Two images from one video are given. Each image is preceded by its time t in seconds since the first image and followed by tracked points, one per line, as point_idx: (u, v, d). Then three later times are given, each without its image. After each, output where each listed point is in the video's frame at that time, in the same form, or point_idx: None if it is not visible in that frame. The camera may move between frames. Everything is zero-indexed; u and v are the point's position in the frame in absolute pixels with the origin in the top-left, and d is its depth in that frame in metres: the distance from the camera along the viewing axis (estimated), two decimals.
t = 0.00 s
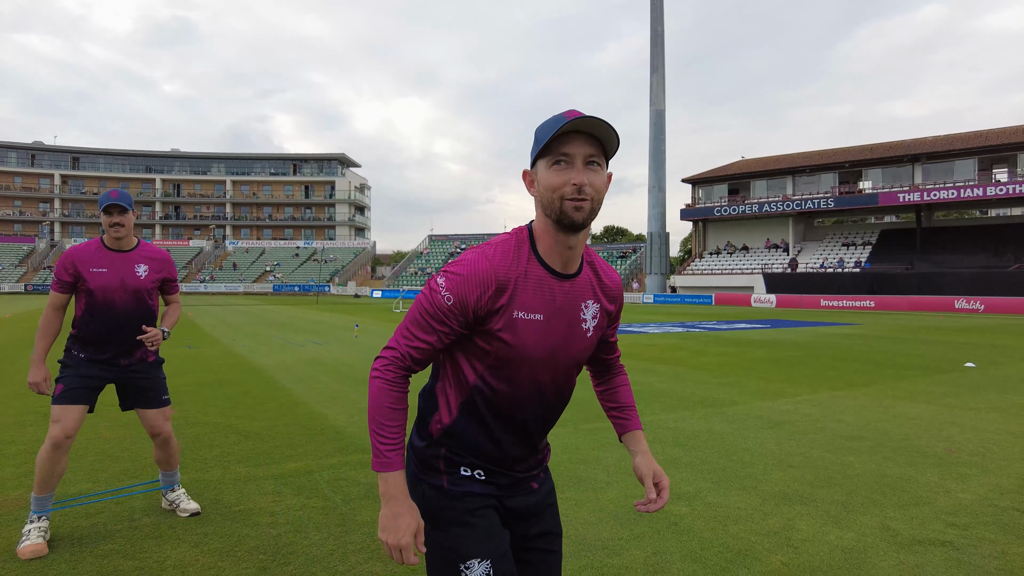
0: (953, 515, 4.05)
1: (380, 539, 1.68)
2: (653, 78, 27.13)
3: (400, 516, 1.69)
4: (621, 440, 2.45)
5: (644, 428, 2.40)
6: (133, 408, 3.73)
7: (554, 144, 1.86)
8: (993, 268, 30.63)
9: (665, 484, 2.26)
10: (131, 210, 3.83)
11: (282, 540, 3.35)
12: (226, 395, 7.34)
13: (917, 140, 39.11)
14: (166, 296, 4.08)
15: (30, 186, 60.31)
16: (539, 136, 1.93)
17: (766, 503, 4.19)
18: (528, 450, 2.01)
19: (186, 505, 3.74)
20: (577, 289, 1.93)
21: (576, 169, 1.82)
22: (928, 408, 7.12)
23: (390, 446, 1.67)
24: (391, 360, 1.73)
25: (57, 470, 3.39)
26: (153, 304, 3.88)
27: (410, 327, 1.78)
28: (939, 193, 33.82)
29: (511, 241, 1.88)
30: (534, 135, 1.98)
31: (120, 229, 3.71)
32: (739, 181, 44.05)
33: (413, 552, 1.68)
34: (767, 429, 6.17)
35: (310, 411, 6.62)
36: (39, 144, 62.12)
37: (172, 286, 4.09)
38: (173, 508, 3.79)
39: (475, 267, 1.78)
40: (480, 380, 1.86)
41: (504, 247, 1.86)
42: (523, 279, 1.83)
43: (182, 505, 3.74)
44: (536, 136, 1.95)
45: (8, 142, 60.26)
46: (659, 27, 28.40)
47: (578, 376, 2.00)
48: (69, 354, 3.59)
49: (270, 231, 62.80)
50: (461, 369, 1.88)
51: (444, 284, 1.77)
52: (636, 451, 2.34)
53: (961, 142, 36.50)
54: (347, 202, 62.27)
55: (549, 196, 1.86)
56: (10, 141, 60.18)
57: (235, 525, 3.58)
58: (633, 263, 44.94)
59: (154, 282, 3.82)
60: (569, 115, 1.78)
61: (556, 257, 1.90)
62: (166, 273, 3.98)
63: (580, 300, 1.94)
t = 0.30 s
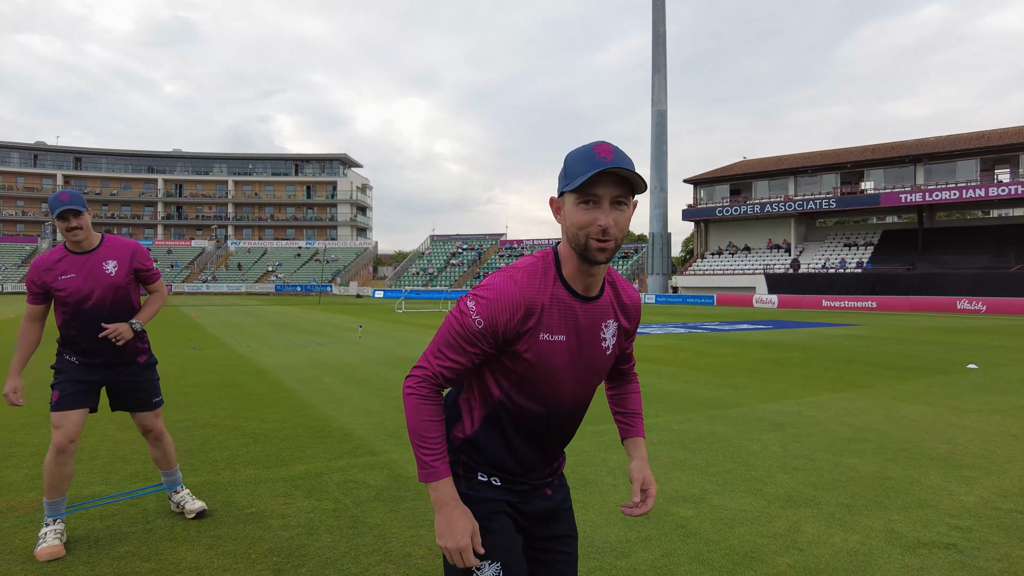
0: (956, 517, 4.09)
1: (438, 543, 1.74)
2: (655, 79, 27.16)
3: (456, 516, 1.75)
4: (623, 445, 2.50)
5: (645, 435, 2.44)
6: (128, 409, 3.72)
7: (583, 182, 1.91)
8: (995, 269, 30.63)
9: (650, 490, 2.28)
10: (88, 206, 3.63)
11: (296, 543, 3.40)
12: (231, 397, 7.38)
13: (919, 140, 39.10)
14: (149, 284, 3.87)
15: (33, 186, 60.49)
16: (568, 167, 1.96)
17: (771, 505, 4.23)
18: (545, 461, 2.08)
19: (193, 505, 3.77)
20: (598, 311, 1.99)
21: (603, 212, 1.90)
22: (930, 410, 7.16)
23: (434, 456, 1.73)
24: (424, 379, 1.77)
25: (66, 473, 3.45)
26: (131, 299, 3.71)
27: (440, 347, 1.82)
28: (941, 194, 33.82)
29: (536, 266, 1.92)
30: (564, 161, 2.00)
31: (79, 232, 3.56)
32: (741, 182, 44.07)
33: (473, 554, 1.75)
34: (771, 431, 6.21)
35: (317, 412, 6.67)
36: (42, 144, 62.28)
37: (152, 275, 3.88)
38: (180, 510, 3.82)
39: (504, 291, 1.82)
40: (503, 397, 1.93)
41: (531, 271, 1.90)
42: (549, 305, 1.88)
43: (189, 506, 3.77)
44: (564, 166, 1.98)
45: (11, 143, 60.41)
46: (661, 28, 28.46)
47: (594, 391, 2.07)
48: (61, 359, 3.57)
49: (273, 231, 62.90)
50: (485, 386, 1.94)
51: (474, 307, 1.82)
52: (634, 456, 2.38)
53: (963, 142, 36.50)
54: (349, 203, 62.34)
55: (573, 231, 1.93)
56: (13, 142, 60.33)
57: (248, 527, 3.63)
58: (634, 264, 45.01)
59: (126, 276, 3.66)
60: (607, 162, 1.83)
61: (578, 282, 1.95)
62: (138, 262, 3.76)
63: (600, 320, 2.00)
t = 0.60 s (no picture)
0: (964, 520, 4.07)
1: (421, 549, 1.73)
2: (658, 78, 27.09)
3: (442, 525, 1.72)
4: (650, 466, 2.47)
5: (673, 456, 2.42)
6: (131, 412, 3.71)
7: (604, 205, 1.89)
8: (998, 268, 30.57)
9: (688, 511, 2.27)
10: (96, 209, 3.69)
11: (302, 546, 3.40)
12: (235, 398, 7.38)
13: (922, 139, 39.00)
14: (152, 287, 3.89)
15: (36, 185, 60.57)
16: (590, 187, 1.95)
17: (777, 507, 4.22)
18: (540, 481, 2.06)
19: (196, 509, 3.75)
20: (607, 331, 1.97)
21: (618, 235, 1.87)
22: (934, 411, 7.13)
23: (424, 455, 1.71)
24: (420, 377, 1.76)
25: (72, 476, 3.44)
26: (136, 299, 3.73)
27: (442, 350, 1.81)
28: (944, 192, 33.73)
29: (549, 279, 1.92)
30: (586, 182, 1.99)
31: (86, 232, 3.58)
32: (744, 180, 44.00)
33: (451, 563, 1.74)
34: (776, 432, 6.19)
35: (322, 413, 6.67)
36: (45, 144, 62.33)
37: (155, 277, 3.90)
38: (185, 512, 3.80)
39: (514, 302, 1.82)
40: (502, 410, 1.92)
41: (543, 284, 1.90)
42: (558, 318, 1.86)
43: (193, 508, 3.76)
44: (586, 185, 1.97)
45: (14, 141, 60.47)
46: (663, 26, 28.40)
47: (596, 413, 2.05)
48: (64, 362, 3.55)
49: (275, 230, 62.90)
50: (482, 393, 1.93)
51: (482, 312, 1.82)
52: (665, 477, 2.35)
53: (967, 141, 36.38)
54: (351, 201, 62.35)
55: (586, 251, 1.91)
56: (16, 141, 60.40)
57: (255, 529, 3.62)
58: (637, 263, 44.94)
59: (132, 277, 3.68)
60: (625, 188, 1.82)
61: (590, 301, 1.92)
62: (143, 264, 3.79)
63: (609, 341, 1.98)
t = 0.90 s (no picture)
0: (976, 521, 4.01)
1: None
2: (659, 76, 27.05)
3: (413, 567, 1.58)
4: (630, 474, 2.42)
5: (656, 464, 2.38)
6: (143, 409, 3.65)
7: (603, 202, 1.79)
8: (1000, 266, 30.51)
9: (676, 526, 2.24)
10: (123, 203, 3.66)
11: (305, 547, 3.35)
12: (236, 396, 7.33)
13: (924, 137, 38.91)
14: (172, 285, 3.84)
15: (36, 183, 60.54)
16: (589, 179, 1.85)
17: (787, 507, 4.16)
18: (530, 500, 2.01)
19: (202, 510, 3.70)
20: (604, 342, 1.88)
21: (620, 235, 1.77)
22: (940, 410, 7.08)
23: (398, 495, 1.57)
24: (398, 401, 1.62)
25: (79, 473, 3.39)
26: (156, 296, 3.69)
27: (425, 367, 1.68)
28: (946, 191, 33.64)
29: (543, 285, 1.82)
30: (586, 171, 1.89)
31: (110, 224, 3.54)
32: (745, 179, 43.93)
33: None
34: (781, 430, 6.14)
35: (324, 411, 6.63)
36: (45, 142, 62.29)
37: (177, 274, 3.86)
38: (188, 513, 3.75)
39: (508, 313, 1.70)
40: (494, 430, 1.83)
41: (538, 291, 1.78)
42: (553, 331, 1.76)
43: (197, 510, 3.71)
44: (586, 178, 1.87)
45: (14, 140, 60.41)
46: (665, 24, 28.36)
47: (590, 428, 1.98)
48: (79, 356, 3.50)
49: (275, 228, 62.84)
50: (471, 416, 1.83)
51: (470, 324, 1.69)
52: (647, 487, 2.32)
53: (968, 139, 36.29)
54: (351, 200, 62.29)
55: (587, 251, 1.81)
56: (16, 139, 60.35)
57: (257, 530, 3.57)
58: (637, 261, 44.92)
59: (152, 273, 3.63)
60: (633, 181, 1.72)
61: (587, 309, 1.83)
62: (165, 259, 3.74)
63: (605, 353, 1.90)
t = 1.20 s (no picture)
0: (986, 520, 3.95)
1: None
2: (657, 73, 27.08)
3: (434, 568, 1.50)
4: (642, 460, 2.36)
5: (668, 448, 2.31)
6: (145, 408, 3.57)
7: (622, 178, 1.72)
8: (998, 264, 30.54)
9: (679, 509, 2.13)
10: (123, 196, 3.57)
11: (305, 548, 3.28)
12: (234, 395, 7.26)
13: (922, 136, 38.91)
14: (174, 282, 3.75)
15: (32, 181, 60.33)
16: (602, 154, 1.77)
17: (793, 506, 4.10)
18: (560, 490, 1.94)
19: (199, 510, 3.63)
20: (628, 323, 1.83)
21: (640, 211, 1.70)
22: (945, 408, 7.02)
23: (418, 491, 1.50)
24: (417, 394, 1.56)
25: (77, 472, 3.32)
26: (156, 292, 3.58)
27: (442, 360, 1.60)
28: (944, 188, 33.63)
29: (562, 269, 1.73)
30: (599, 146, 1.81)
31: (108, 219, 3.45)
32: (743, 177, 43.91)
33: None
34: (785, 429, 6.08)
35: (323, 410, 6.56)
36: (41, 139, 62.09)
37: (179, 271, 3.76)
38: (186, 512, 3.68)
39: (526, 299, 1.62)
40: (517, 422, 1.76)
41: (556, 276, 1.70)
42: (576, 315, 1.69)
43: (193, 510, 3.62)
44: (599, 153, 1.79)
45: (10, 137, 60.19)
46: (663, 22, 28.37)
47: (616, 414, 1.91)
48: (81, 353, 3.43)
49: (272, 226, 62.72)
50: (494, 406, 1.76)
51: (487, 313, 1.60)
52: (658, 472, 2.24)
53: (966, 137, 36.30)
54: (349, 198, 62.19)
55: (603, 230, 1.73)
56: (12, 136, 60.12)
57: (255, 531, 3.50)
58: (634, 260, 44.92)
59: (152, 268, 3.53)
60: (650, 155, 1.64)
61: (609, 291, 1.78)
62: (167, 253, 3.64)
63: (631, 335, 1.83)
